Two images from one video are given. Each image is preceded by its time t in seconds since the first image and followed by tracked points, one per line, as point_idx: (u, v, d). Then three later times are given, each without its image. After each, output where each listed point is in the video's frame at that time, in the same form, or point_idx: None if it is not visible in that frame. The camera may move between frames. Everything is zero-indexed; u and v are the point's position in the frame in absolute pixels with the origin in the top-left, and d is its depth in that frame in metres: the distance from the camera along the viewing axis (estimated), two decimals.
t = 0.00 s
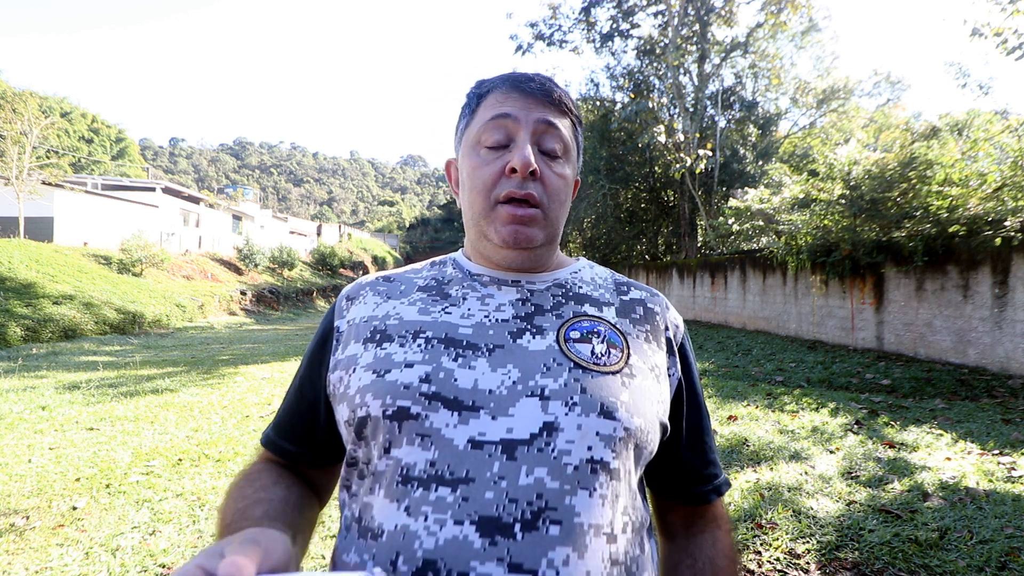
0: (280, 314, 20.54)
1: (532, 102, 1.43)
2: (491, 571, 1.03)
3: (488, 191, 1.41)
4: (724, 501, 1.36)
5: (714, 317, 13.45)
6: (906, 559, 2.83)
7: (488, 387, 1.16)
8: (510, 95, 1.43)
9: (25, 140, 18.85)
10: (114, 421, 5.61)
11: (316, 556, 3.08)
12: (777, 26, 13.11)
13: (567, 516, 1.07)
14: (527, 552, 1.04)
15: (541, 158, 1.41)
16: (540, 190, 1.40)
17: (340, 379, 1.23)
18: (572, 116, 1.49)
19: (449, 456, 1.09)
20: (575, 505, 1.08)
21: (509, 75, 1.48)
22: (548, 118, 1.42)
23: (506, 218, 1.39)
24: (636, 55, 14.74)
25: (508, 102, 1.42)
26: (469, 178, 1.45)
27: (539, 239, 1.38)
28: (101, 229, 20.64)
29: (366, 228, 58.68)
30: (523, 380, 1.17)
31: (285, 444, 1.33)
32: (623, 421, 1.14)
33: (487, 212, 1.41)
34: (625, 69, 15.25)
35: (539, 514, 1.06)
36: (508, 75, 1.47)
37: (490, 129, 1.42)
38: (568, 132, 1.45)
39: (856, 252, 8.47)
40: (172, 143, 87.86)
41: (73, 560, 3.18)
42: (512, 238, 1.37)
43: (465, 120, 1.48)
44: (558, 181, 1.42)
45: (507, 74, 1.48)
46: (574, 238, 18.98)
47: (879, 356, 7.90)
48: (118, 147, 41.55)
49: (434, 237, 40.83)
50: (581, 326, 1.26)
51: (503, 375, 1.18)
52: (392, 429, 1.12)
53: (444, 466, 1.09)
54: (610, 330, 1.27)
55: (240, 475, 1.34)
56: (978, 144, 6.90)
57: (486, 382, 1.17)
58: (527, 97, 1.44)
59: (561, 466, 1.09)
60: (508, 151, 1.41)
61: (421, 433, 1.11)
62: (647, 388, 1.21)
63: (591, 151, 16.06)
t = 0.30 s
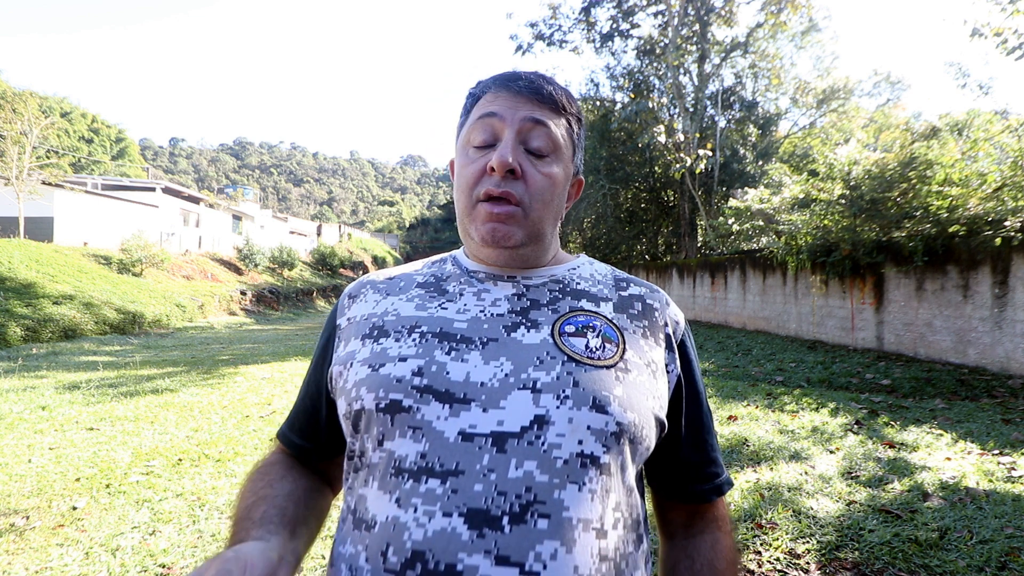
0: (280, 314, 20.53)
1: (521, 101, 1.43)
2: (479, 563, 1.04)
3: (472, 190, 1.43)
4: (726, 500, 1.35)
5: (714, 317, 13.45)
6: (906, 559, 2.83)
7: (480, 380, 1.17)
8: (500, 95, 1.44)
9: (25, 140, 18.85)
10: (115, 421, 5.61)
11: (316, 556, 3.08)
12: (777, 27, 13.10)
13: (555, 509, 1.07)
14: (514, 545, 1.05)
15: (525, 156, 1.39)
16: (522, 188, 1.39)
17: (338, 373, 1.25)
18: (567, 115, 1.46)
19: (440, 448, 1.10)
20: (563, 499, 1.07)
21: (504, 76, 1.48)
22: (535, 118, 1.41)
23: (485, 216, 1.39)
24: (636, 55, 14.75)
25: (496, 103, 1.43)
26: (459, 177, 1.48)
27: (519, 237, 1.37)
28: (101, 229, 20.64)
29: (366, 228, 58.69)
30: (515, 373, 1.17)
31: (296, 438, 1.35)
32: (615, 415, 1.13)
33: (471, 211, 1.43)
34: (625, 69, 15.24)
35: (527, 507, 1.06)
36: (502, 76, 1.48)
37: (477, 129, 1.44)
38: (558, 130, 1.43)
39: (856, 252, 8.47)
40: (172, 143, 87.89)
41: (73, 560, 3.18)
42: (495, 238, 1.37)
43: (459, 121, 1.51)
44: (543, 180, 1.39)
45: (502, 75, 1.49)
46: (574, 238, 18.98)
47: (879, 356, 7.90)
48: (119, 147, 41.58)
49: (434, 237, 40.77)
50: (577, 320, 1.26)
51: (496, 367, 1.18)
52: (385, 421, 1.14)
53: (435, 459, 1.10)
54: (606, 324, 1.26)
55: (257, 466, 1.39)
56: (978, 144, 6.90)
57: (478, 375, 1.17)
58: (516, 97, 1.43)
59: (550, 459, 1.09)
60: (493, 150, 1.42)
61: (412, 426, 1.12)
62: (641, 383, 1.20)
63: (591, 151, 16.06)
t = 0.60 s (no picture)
0: (280, 314, 20.54)
1: (541, 107, 1.41)
2: (473, 560, 1.05)
3: (486, 192, 1.43)
4: (727, 500, 1.34)
5: (714, 317, 13.45)
6: (906, 559, 2.83)
7: (477, 380, 1.17)
8: (521, 98, 1.43)
9: (25, 140, 18.85)
10: (115, 421, 5.61)
11: (317, 557, 3.08)
12: (777, 27, 13.10)
13: (549, 509, 1.07)
14: (507, 542, 1.05)
15: (543, 163, 1.40)
16: (537, 196, 1.39)
17: (340, 373, 1.25)
18: (585, 126, 1.47)
19: (437, 448, 1.10)
20: (557, 499, 1.07)
21: (524, 79, 1.47)
22: (555, 126, 1.40)
23: (499, 219, 1.39)
24: (636, 56, 14.75)
25: (517, 106, 1.42)
26: (472, 177, 1.46)
27: (531, 244, 1.37)
28: (101, 229, 20.64)
29: (366, 227, 58.74)
30: (512, 373, 1.17)
31: (299, 435, 1.36)
32: (610, 416, 1.13)
33: (483, 214, 1.43)
34: (625, 69, 15.24)
35: (521, 506, 1.06)
36: (522, 79, 1.46)
37: (495, 130, 1.43)
38: (574, 140, 1.43)
39: (856, 252, 8.47)
40: (172, 143, 87.85)
41: (73, 560, 3.18)
42: (504, 242, 1.38)
43: (475, 119, 1.50)
44: (559, 189, 1.40)
45: (522, 77, 1.47)
46: (575, 238, 19.00)
47: (879, 356, 7.90)
48: (119, 147, 41.58)
49: (434, 237, 40.74)
50: (575, 321, 1.25)
51: (493, 367, 1.19)
52: (384, 420, 1.14)
53: (432, 457, 1.10)
54: (604, 325, 1.26)
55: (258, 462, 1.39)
56: (978, 144, 6.90)
57: (476, 374, 1.17)
58: (537, 102, 1.43)
59: (545, 459, 1.09)
60: (510, 154, 1.41)
61: (411, 425, 1.12)
62: (639, 384, 1.19)
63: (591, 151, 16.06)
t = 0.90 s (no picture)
0: (280, 314, 20.54)
1: (546, 111, 1.41)
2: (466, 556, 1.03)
3: (491, 194, 1.43)
4: (726, 504, 1.35)
5: (714, 317, 13.45)
6: (906, 559, 2.83)
7: (478, 378, 1.17)
8: (527, 102, 1.42)
9: (25, 140, 18.84)
10: (115, 421, 5.61)
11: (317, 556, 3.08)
12: (777, 27, 13.10)
13: (544, 506, 1.06)
14: (501, 539, 1.04)
15: (547, 167, 1.40)
16: (541, 198, 1.39)
17: (342, 368, 1.25)
18: (589, 130, 1.46)
19: (436, 444, 1.10)
20: (553, 497, 1.07)
21: (530, 81, 1.46)
22: (559, 131, 1.40)
23: (502, 223, 1.39)
24: (636, 56, 14.75)
25: (523, 109, 1.41)
26: (477, 179, 1.47)
27: (534, 246, 1.37)
28: (101, 229, 20.65)
29: (366, 227, 58.72)
30: (513, 372, 1.17)
31: (297, 433, 1.34)
32: (608, 416, 1.13)
33: (487, 215, 1.43)
34: (625, 69, 15.25)
35: (517, 503, 1.05)
36: (528, 82, 1.45)
37: (500, 133, 1.43)
38: (578, 145, 1.43)
39: (856, 252, 8.47)
40: (172, 142, 87.84)
41: (73, 560, 3.18)
42: (507, 242, 1.38)
43: (482, 120, 1.49)
44: (562, 193, 1.40)
45: (528, 80, 1.46)
46: (574, 238, 19.02)
47: (879, 356, 7.90)
48: (119, 148, 41.60)
49: (434, 237, 40.70)
50: (576, 322, 1.26)
51: (494, 366, 1.19)
52: (386, 416, 1.14)
53: (431, 454, 1.10)
54: (605, 326, 1.26)
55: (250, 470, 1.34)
56: (978, 144, 6.90)
57: (477, 373, 1.18)
58: (542, 105, 1.42)
59: (542, 457, 1.08)
60: (515, 157, 1.41)
61: (412, 422, 1.12)
62: (638, 384, 1.20)
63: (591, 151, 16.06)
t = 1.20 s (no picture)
0: (280, 314, 20.53)
1: (508, 98, 1.43)
2: (483, 565, 1.05)
3: (470, 188, 1.44)
4: (730, 503, 1.35)
5: (714, 317, 13.45)
6: (906, 559, 2.83)
7: (488, 384, 1.16)
8: (489, 96, 1.45)
9: (25, 140, 18.85)
10: (114, 421, 5.61)
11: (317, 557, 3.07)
12: (777, 27, 13.10)
13: (559, 515, 1.07)
14: (517, 548, 1.05)
15: (517, 148, 1.39)
16: (516, 180, 1.38)
17: (349, 373, 1.25)
18: (558, 106, 1.45)
19: (448, 452, 1.10)
20: (567, 505, 1.08)
21: (491, 80, 1.50)
22: (524, 111, 1.40)
23: (481, 213, 1.39)
24: (636, 56, 14.75)
25: (486, 105, 1.44)
26: (458, 179, 1.49)
27: (517, 229, 1.37)
28: (101, 229, 20.65)
29: (366, 228, 58.68)
30: (523, 378, 1.17)
31: (301, 435, 1.36)
32: (621, 422, 1.13)
33: (471, 210, 1.44)
34: (625, 69, 15.25)
35: (531, 512, 1.07)
36: (490, 81, 1.49)
37: (470, 131, 1.45)
38: (547, 122, 1.41)
39: (856, 252, 8.47)
40: (172, 142, 87.83)
41: (73, 560, 3.18)
42: (491, 232, 1.38)
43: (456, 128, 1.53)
44: (537, 170, 1.38)
45: (489, 80, 1.50)
46: (574, 238, 19.02)
47: (879, 356, 7.90)
48: (119, 148, 41.62)
49: (434, 237, 40.68)
50: (584, 326, 1.25)
51: (504, 371, 1.18)
52: (395, 424, 1.14)
53: (443, 462, 1.10)
54: (614, 330, 1.25)
55: (261, 473, 1.37)
56: (978, 144, 6.90)
57: (486, 379, 1.17)
58: (504, 95, 1.44)
59: (556, 466, 1.09)
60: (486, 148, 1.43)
61: (422, 429, 1.13)
62: (648, 390, 1.19)
63: (591, 151, 16.07)
